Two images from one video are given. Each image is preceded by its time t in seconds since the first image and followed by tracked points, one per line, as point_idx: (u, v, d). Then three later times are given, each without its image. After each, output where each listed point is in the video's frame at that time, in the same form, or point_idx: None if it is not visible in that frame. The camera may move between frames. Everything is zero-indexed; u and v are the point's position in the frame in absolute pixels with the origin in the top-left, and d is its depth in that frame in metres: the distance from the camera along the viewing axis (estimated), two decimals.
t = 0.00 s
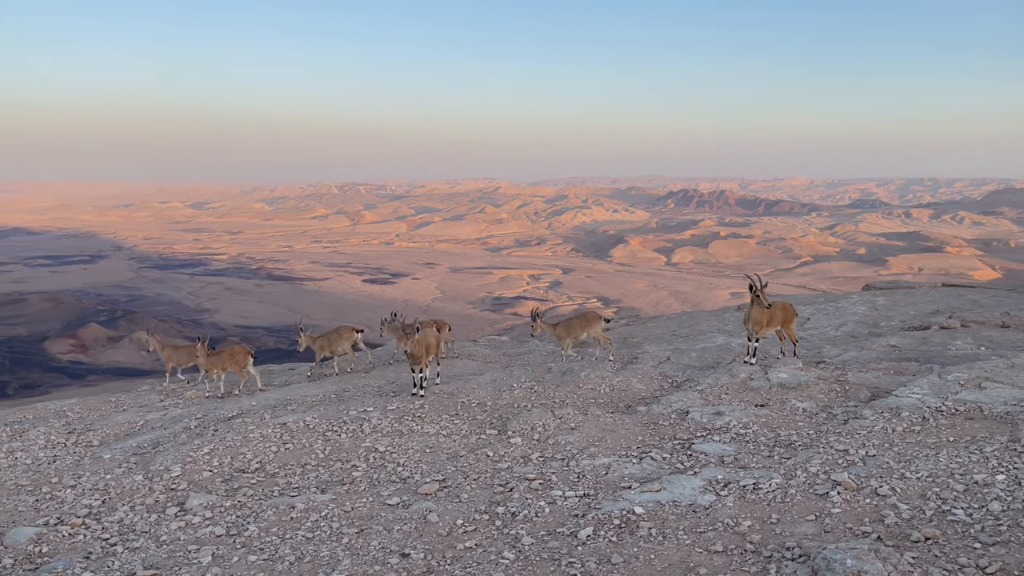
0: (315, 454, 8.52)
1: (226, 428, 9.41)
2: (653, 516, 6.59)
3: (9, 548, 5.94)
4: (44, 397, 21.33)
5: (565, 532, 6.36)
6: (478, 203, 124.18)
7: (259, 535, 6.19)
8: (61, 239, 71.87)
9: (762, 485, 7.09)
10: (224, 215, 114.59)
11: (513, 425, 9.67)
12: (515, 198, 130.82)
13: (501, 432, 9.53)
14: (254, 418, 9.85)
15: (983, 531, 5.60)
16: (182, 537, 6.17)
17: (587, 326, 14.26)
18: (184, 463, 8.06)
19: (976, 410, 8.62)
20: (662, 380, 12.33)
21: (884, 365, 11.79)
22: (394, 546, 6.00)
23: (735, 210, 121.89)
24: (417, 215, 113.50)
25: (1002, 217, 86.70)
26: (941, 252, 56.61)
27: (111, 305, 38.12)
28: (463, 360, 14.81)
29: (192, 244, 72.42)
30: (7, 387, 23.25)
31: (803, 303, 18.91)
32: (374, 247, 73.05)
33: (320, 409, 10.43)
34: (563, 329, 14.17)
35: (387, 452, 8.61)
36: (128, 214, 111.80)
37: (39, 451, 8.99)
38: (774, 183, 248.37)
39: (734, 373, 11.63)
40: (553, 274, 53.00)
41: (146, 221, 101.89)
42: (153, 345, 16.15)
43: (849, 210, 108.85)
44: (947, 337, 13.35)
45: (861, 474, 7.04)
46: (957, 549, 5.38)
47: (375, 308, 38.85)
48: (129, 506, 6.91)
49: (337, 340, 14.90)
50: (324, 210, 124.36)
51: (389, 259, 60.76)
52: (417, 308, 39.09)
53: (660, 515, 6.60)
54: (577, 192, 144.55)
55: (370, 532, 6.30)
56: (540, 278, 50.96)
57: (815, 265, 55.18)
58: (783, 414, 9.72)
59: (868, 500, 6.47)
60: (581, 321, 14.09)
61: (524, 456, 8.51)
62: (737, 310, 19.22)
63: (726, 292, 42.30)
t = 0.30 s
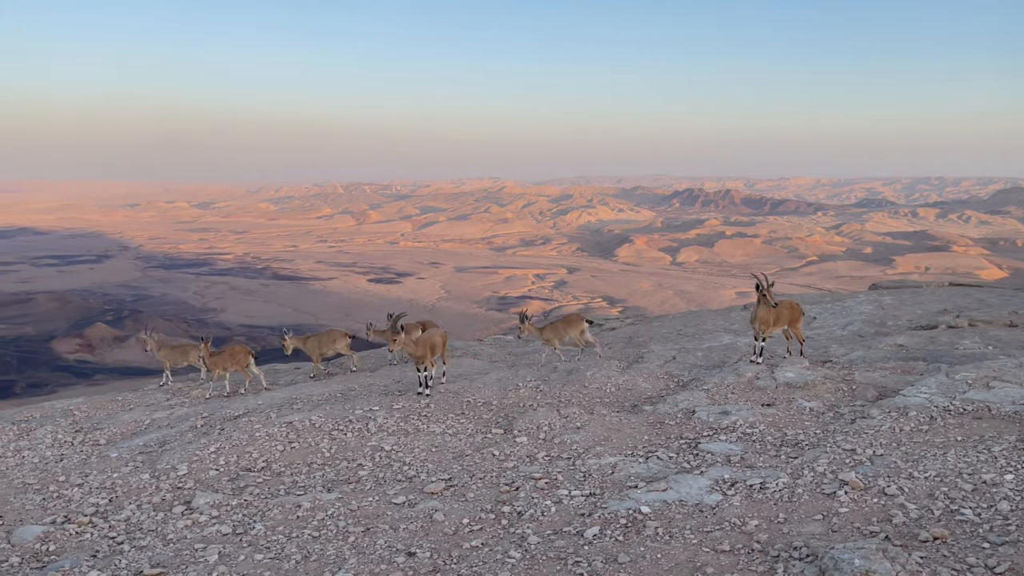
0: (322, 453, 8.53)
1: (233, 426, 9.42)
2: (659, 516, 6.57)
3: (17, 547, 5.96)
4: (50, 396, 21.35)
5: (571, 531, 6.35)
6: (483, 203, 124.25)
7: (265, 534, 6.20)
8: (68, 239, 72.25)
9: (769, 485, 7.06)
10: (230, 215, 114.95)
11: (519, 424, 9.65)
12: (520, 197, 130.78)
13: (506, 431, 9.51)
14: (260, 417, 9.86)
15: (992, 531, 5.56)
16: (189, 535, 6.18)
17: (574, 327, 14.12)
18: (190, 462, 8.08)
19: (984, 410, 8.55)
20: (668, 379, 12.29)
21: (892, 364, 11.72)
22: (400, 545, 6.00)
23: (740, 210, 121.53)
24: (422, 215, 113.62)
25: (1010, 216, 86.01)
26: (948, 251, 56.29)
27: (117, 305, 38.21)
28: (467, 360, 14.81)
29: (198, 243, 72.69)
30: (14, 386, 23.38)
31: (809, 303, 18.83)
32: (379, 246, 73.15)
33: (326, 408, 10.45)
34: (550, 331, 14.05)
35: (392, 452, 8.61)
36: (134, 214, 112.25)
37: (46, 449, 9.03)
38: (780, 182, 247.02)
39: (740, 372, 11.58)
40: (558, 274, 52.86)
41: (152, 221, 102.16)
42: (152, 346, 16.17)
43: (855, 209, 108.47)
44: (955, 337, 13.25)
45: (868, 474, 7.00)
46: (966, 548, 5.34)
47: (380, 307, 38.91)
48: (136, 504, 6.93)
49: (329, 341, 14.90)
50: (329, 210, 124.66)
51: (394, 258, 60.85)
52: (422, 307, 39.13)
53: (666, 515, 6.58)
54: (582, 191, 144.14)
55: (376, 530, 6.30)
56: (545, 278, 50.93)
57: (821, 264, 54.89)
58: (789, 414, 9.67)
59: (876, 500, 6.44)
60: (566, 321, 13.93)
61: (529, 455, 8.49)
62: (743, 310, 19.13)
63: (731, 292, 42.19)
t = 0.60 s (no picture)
0: (328, 452, 8.54)
1: (240, 425, 9.45)
2: (666, 516, 6.54)
3: (25, 544, 6.00)
4: (58, 394, 21.46)
5: (578, 532, 6.32)
6: (490, 202, 124.22)
7: (272, 532, 6.21)
8: (77, 237, 72.63)
9: (777, 485, 7.02)
10: (237, 214, 115.31)
11: (526, 424, 9.64)
12: (527, 196, 130.75)
13: (513, 430, 9.50)
14: (267, 416, 9.89)
15: (1002, 532, 5.51)
16: (196, 534, 6.20)
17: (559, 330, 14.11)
18: (198, 461, 8.11)
19: (994, 411, 8.48)
20: (675, 379, 12.26)
21: (900, 364, 11.64)
22: (407, 544, 5.99)
23: (747, 209, 121.12)
24: (429, 214, 113.69)
25: (1020, 216, 85.35)
26: (957, 250, 55.94)
27: (126, 304, 38.37)
28: (473, 359, 14.82)
29: (205, 242, 72.98)
30: (23, 385, 23.53)
31: (816, 302, 18.75)
32: (385, 245, 73.24)
33: (334, 407, 10.46)
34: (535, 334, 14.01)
35: (399, 451, 8.61)
36: (143, 213, 112.79)
37: (54, 448, 9.07)
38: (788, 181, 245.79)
39: (747, 372, 11.53)
40: (564, 273, 52.74)
41: (160, 220, 102.55)
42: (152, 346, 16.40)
43: (863, 208, 107.98)
44: (964, 337, 13.16)
45: (877, 474, 6.96)
46: (976, 550, 5.30)
47: (386, 306, 38.95)
48: (144, 502, 6.96)
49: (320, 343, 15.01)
50: (336, 209, 124.95)
51: (401, 257, 60.93)
52: (429, 306, 39.17)
53: (674, 515, 6.55)
54: (588, 190, 143.68)
55: (383, 530, 6.30)
56: (552, 277, 50.89)
57: (829, 264, 54.59)
58: (797, 414, 9.61)
59: (885, 501, 6.39)
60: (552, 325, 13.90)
61: (536, 455, 8.47)
62: (751, 309, 19.06)
63: (738, 291, 42.04)
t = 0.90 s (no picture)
0: (335, 450, 8.56)
1: (247, 423, 9.48)
2: (672, 515, 6.53)
3: (32, 541, 6.03)
4: (67, 392, 21.62)
5: (584, 530, 6.32)
6: (496, 201, 124.36)
7: (278, 530, 6.22)
8: (85, 236, 73.04)
9: (783, 485, 7.00)
10: (245, 213, 115.71)
11: (532, 422, 9.65)
12: (533, 195, 130.79)
13: (519, 429, 9.50)
14: (273, 414, 9.92)
15: (1010, 533, 5.47)
16: (203, 532, 6.22)
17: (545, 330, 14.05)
18: (204, 459, 8.14)
19: (1002, 411, 8.43)
20: (682, 378, 12.24)
21: (908, 364, 11.59)
22: (413, 543, 6.00)
23: (754, 208, 120.82)
24: (435, 212, 113.83)
25: None
26: (965, 250, 55.67)
27: (134, 302, 38.60)
28: (480, 358, 14.81)
29: (213, 241, 73.28)
30: (32, 382, 23.69)
31: (824, 302, 18.69)
32: (392, 244, 73.39)
33: (339, 405, 10.48)
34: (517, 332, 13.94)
35: (405, 449, 8.63)
36: (151, 212, 113.31)
37: (62, 445, 9.12)
38: (795, 180, 245.25)
39: (754, 372, 11.50)
40: (571, 272, 52.72)
41: (168, 218, 103.03)
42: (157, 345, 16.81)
43: (871, 207, 107.60)
44: (972, 336, 13.08)
45: (884, 474, 6.93)
46: (984, 550, 5.27)
47: (393, 305, 39.04)
48: (151, 500, 6.99)
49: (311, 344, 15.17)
50: (343, 208, 125.22)
51: (407, 256, 61.03)
52: (435, 305, 39.23)
53: (680, 514, 6.54)
54: (595, 190, 143.57)
55: (389, 528, 6.30)
56: (559, 276, 50.89)
57: (836, 263, 54.43)
58: (803, 413, 9.59)
59: (892, 500, 6.36)
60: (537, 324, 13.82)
61: (542, 453, 8.49)
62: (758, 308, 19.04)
63: (745, 290, 41.95)
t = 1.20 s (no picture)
0: (341, 448, 8.58)
1: (253, 421, 9.52)
2: (678, 514, 6.53)
3: (40, 538, 6.07)
4: (75, 390, 21.77)
5: (589, 529, 6.33)
6: (503, 199, 124.51)
7: (284, 528, 6.24)
8: (93, 234, 73.47)
9: (789, 484, 6.98)
10: (252, 211, 116.14)
11: (538, 421, 9.65)
12: (540, 194, 130.79)
13: (525, 428, 9.50)
14: (280, 412, 9.95)
15: (1017, 534, 5.45)
16: (209, 529, 6.25)
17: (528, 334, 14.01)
18: (211, 456, 8.18)
19: (1009, 411, 8.38)
20: (688, 377, 12.23)
21: (915, 363, 11.54)
22: (418, 541, 6.01)
23: (761, 207, 120.48)
24: (442, 211, 113.96)
25: None
26: (974, 249, 55.41)
27: (141, 300, 38.80)
28: (486, 357, 14.81)
29: (220, 239, 73.59)
30: (40, 380, 23.85)
31: (831, 301, 18.62)
32: (399, 242, 73.54)
33: (345, 404, 10.50)
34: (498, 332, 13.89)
35: (411, 447, 8.65)
36: (159, 210, 113.84)
37: (70, 442, 9.18)
38: (802, 179, 244.78)
39: (760, 371, 11.48)
40: (577, 271, 52.70)
41: (176, 217, 103.54)
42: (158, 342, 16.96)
43: (879, 206, 107.15)
44: (981, 336, 13.01)
45: (890, 474, 6.90)
46: (990, 550, 5.25)
47: (399, 304, 39.10)
48: (157, 497, 7.03)
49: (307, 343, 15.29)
50: (350, 206, 125.52)
51: (414, 255, 61.15)
52: (441, 304, 39.27)
53: (685, 513, 6.54)
54: (601, 188, 143.46)
55: (394, 526, 6.32)
56: (565, 275, 50.88)
57: (844, 262, 54.26)
58: (810, 413, 9.57)
59: (898, 500, 6.34)
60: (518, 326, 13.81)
61: (548, 452, 8.49)
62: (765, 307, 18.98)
63: (752, 289, 41.85)
